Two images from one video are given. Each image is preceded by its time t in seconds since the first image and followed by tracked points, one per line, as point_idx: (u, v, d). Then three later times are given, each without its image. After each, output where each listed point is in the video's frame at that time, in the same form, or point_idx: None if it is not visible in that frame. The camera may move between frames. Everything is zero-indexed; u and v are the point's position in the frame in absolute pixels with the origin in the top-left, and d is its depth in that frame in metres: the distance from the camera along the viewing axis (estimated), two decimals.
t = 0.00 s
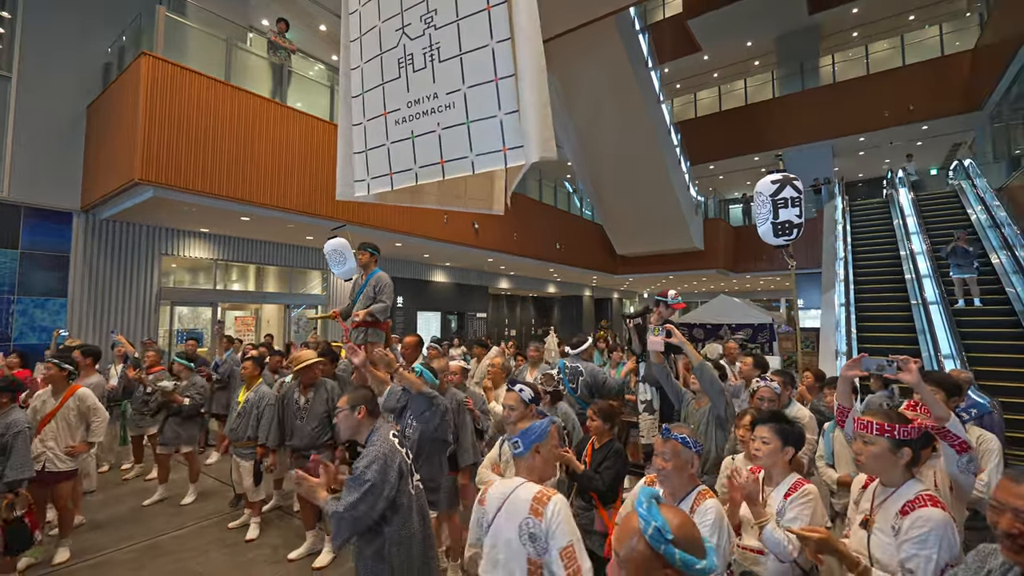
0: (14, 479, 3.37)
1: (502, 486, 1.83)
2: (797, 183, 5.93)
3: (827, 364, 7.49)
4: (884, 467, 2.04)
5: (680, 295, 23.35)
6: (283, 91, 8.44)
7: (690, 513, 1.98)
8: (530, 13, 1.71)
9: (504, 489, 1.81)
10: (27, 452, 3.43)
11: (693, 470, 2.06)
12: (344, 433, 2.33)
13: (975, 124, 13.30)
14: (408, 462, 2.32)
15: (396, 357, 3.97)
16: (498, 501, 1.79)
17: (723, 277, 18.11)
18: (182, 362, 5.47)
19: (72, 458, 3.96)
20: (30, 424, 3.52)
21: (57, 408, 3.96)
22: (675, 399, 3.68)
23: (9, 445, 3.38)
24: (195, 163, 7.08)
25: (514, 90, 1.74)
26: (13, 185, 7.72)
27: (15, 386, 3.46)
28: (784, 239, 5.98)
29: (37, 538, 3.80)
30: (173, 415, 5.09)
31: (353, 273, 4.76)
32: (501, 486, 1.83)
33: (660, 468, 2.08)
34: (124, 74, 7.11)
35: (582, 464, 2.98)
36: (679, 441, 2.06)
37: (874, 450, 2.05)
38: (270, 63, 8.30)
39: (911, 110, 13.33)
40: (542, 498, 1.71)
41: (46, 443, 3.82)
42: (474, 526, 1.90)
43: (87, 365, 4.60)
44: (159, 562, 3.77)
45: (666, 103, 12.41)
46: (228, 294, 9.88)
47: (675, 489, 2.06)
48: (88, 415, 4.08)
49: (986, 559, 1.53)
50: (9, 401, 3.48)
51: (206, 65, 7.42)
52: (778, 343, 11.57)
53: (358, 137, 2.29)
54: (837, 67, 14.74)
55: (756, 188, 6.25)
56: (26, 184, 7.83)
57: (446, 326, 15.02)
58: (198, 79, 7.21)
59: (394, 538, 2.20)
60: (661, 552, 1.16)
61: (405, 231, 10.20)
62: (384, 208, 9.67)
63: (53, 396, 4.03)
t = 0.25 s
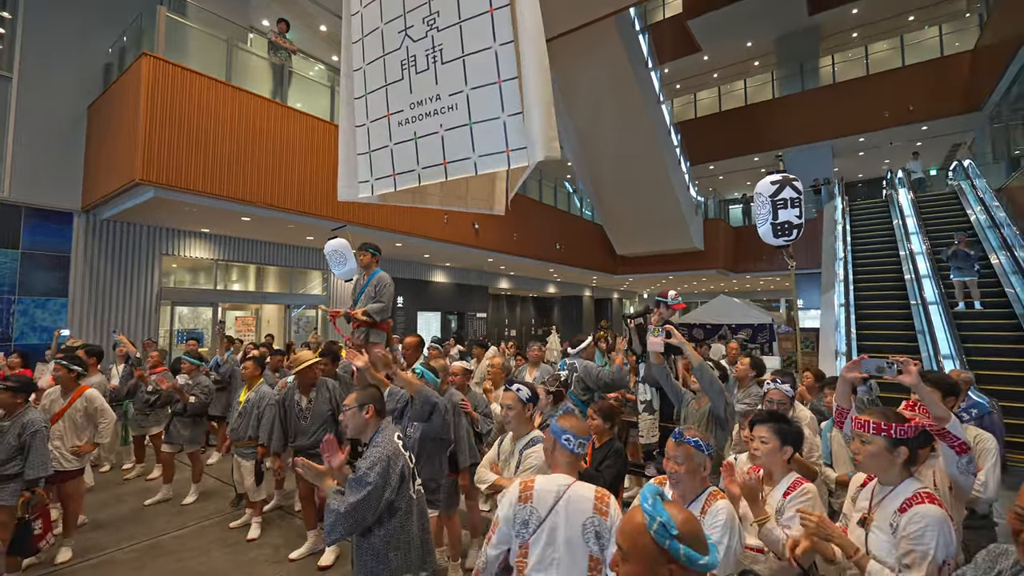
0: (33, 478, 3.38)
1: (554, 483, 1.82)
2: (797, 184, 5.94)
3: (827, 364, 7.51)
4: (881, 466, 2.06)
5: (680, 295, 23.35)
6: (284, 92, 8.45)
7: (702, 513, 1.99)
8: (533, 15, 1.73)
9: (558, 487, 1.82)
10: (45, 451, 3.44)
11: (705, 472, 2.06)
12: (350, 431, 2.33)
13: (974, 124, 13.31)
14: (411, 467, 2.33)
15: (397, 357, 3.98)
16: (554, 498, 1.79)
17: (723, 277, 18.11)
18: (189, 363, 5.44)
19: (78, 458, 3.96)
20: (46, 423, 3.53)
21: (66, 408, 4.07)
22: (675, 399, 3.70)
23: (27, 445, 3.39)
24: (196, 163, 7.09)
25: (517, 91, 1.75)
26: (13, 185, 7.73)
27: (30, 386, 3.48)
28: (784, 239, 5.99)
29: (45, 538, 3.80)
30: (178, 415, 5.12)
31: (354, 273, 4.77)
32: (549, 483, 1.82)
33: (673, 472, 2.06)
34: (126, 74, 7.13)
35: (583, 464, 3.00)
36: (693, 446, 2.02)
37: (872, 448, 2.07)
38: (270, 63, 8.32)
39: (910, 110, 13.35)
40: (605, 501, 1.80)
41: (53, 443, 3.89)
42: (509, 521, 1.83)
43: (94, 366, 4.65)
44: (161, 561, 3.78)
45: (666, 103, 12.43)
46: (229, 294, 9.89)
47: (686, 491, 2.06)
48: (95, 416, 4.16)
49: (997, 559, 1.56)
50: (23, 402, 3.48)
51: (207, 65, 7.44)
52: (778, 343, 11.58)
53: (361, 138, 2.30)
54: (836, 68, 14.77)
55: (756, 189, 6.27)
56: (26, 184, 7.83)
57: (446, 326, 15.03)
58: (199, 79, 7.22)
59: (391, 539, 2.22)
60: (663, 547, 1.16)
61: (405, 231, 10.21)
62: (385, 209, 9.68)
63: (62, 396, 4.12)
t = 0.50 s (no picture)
0: (42, 475, 3.42)
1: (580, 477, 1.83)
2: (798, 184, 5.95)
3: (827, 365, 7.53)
4: (879, 464, 2.06)
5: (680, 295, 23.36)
6: (285, 92, 8.46)
7: (713, 516, 1.98)
8: (536, 17, 1.73)
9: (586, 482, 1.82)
10: (55, 448, 3.47)
11: (716, 474, 2.03)
12: (357, 433, 2.33)
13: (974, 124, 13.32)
14: (419, 473, 2.37)
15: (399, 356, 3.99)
16: (586, 491, 1.78)
17: (723, 277, 18.12)
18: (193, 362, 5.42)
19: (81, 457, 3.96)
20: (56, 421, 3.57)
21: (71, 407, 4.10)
22: (676, 397, 3.73)
23: (37, 441, 3.43)
24: (197, 163, 7.10)
25: (521, 92, 1.76)
26: (14, 185, 7.75)
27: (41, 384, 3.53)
28: (785, 239, 6.00)
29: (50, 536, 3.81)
30: (180, 415, 5.12)
31: (355, 273, 4.77)
32: (573, 480, 1.81)
33: (683, 473, 2.04)
34: (127, 74, 7.13)
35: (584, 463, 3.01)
36: (704, 447, 1.99)
37: (870, 446, 2.07)
38: (272, 64, 8.33)
39: (910, 111, 13.36)
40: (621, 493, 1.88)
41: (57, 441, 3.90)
42: (543, 520, 1.72)
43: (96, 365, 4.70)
44: (164, 561, 3.79)
45: (666, 104, 12.44)
46: (230, 294, 9.89)
47: (697, 493, 2.03)
48: (98, 416, 4.18)
49: (994, 557, 1.58)
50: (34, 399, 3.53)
51: (208, 66, 7.45)
52: (778, 344, 11.59)
53: (365, 139, 2.31)
54: (837, 68, 14.78)
55: (757, 189, 6.28)
56: (27, 184, 7.84)
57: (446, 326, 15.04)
58: (201, 80, 7.23)
59: (398, 541, 2.22)
60: (668, 540, 1.19)
61: (406, 231, 10.22)
62: (386, 209, 9.69)
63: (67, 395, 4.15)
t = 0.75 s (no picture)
0: (50, 470, 3.45)
1: (575, 478, 1.84)
2: (798, 183, 5.95)
3: (828, 364, 7.53)
4: (877, 461, 2.07)
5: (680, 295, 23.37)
6: (285, 92, 8.46)
7: (718, 514, 1.98)
8: (539, 17, 1.73)
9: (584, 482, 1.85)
10: (61, 444, 3.51)
11: (723, 471, 2.05)
12: (362, 437, 2.30)
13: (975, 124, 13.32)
14: (427, 481, 2.35)
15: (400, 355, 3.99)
16: (586, 490, 1.81)
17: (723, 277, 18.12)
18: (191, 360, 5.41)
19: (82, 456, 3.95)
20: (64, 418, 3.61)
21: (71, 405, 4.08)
22: (677, 396, 3.74)
23: (45, 437, 3.47)
24: (198, 163, 7.10)
25: (523, 92, 1.76)
26: (14, 185, 7.74)
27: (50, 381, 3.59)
28: (786, 238, 6.00)
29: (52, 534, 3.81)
30: (180, 413, 5.13)
31: (356, 272, 4.77)
32: (574, 482, 1.82)
33: (690, 470, 2.07)
34: (128, 73, 7.12)
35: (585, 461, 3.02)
36: (711, 442, 2.03)
37: (868, 443, 2.07)
38: (272, 64, 8.34)
39: (910, 110, 13.36)
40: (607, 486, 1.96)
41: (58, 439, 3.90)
42: (559, 531, 1.69)
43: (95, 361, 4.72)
44: (165, 560, 3.79)
45: (666, 103, 12.44)
46: (230, 294, 9.89)
47: (704, 490, 2.06)
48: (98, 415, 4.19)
49: (986, 550, 1.57)
50: (44, 396, 3.59)
51: (209, 65, 7.45)
52: (779, 343, 11.59)
53: (368, 139, 2.31)
54: (837, 68, 14.78)
55: (758, 188, 6.28)
56: (27, 183, 7.84)
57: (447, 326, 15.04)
58: (201, 79, 7.23)
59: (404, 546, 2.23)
60: (673, 535, 1.18)
61: (406, 231, 10.22)
62: (387, 209, 9.70)
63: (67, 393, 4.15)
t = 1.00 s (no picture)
0: (53, 467, 3.46)
1: (574, 484, 1.84)
2: (799, 183, 5.95)
3: (827, 363, 7.54)
4: (875, 458, 2.07)
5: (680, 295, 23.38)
6: (286, 92, 8.47)
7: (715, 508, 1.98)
8: (540, 17, 1.74)
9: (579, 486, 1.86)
10: (66, 442, 3.52)
11: (721, 465, 2.06)
12: (366, 442, 2.33)
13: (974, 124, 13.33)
14: (433, 485, 2.31)
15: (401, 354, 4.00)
16: (583, 493, 1.82)
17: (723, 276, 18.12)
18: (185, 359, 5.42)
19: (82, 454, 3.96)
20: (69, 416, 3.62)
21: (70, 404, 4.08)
22: (677, 395, 3.75)
23: (50, 435, 3.48)
24: (199, 163, 7.11)
25: (525, 92, 1.76)
26: (14, 184, 7.75)
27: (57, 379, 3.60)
28: (786, 237, 6.00)
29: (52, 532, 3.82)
30: (175, 412, 5.14)
31: (356, 272, 4.78)
32: (573, 487, 1.84)
33: (688, 463, 2.07)
34: (128, 73, 7.12)
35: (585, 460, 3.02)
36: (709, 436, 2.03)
37: (866, 440, 2.07)
38: (273, 63, 8.35)
39: (910, 110, 13.36)
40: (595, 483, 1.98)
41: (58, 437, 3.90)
42: (566, 544, 1.67)
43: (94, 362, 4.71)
44: (166, 559, 3.79)
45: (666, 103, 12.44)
46: (230, 294, 9.90)
47: (701, 483, 2.06)
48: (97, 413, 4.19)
49: (977, 545, 1.56)
50: (51, 394, 3.61)
51: (209, 65, 7.45)
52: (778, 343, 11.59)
53: (370, 139, 2.31)
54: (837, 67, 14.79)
55: (758, 187, 6.29)
56: (27, 183, 7.85)
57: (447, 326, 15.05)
58: (202, 79, 7.23)
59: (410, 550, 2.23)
60: (677, 530, 1.19)
61: (407, 231, 10.22)
62: (387, 208, 9.70)
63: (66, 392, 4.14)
